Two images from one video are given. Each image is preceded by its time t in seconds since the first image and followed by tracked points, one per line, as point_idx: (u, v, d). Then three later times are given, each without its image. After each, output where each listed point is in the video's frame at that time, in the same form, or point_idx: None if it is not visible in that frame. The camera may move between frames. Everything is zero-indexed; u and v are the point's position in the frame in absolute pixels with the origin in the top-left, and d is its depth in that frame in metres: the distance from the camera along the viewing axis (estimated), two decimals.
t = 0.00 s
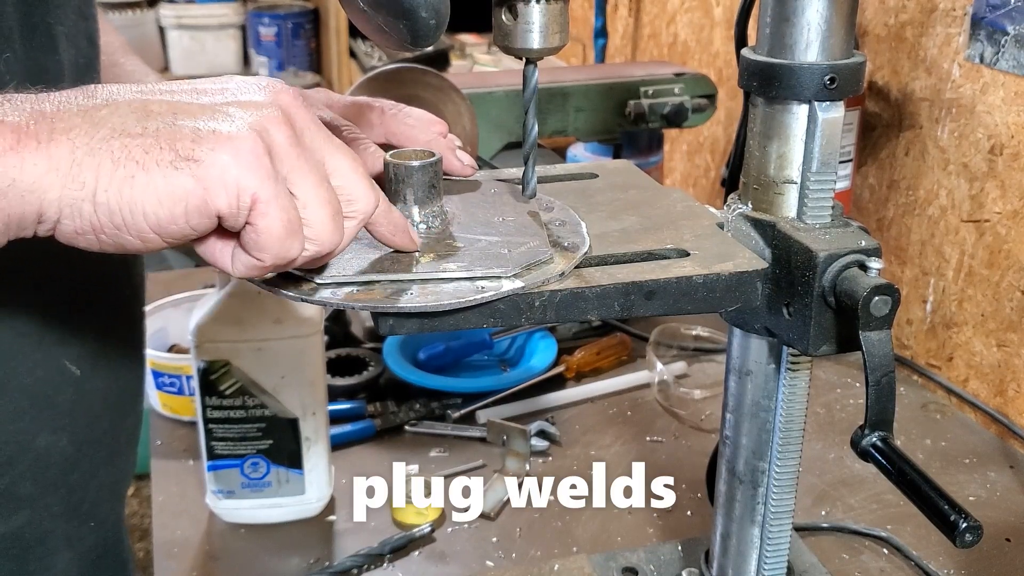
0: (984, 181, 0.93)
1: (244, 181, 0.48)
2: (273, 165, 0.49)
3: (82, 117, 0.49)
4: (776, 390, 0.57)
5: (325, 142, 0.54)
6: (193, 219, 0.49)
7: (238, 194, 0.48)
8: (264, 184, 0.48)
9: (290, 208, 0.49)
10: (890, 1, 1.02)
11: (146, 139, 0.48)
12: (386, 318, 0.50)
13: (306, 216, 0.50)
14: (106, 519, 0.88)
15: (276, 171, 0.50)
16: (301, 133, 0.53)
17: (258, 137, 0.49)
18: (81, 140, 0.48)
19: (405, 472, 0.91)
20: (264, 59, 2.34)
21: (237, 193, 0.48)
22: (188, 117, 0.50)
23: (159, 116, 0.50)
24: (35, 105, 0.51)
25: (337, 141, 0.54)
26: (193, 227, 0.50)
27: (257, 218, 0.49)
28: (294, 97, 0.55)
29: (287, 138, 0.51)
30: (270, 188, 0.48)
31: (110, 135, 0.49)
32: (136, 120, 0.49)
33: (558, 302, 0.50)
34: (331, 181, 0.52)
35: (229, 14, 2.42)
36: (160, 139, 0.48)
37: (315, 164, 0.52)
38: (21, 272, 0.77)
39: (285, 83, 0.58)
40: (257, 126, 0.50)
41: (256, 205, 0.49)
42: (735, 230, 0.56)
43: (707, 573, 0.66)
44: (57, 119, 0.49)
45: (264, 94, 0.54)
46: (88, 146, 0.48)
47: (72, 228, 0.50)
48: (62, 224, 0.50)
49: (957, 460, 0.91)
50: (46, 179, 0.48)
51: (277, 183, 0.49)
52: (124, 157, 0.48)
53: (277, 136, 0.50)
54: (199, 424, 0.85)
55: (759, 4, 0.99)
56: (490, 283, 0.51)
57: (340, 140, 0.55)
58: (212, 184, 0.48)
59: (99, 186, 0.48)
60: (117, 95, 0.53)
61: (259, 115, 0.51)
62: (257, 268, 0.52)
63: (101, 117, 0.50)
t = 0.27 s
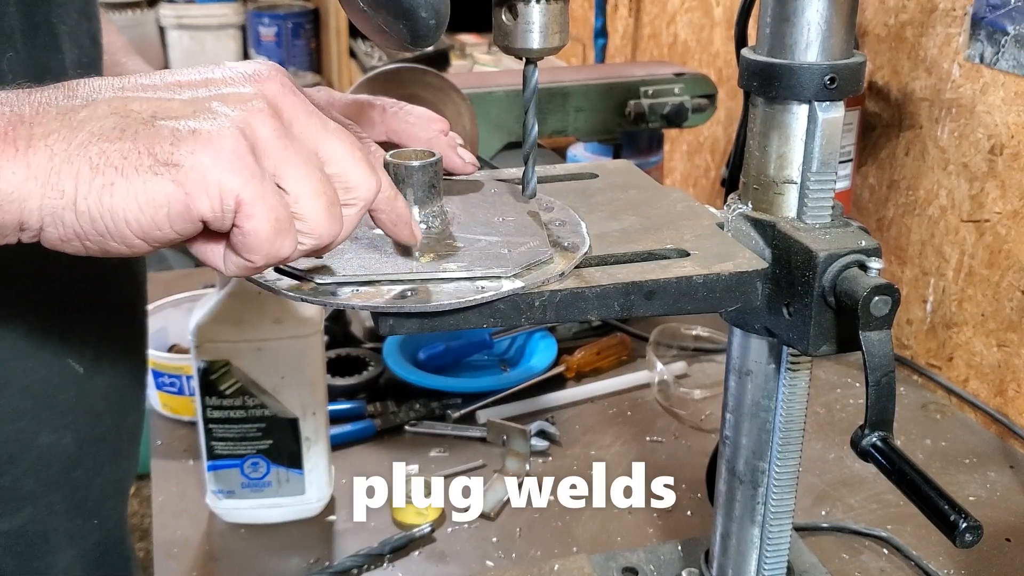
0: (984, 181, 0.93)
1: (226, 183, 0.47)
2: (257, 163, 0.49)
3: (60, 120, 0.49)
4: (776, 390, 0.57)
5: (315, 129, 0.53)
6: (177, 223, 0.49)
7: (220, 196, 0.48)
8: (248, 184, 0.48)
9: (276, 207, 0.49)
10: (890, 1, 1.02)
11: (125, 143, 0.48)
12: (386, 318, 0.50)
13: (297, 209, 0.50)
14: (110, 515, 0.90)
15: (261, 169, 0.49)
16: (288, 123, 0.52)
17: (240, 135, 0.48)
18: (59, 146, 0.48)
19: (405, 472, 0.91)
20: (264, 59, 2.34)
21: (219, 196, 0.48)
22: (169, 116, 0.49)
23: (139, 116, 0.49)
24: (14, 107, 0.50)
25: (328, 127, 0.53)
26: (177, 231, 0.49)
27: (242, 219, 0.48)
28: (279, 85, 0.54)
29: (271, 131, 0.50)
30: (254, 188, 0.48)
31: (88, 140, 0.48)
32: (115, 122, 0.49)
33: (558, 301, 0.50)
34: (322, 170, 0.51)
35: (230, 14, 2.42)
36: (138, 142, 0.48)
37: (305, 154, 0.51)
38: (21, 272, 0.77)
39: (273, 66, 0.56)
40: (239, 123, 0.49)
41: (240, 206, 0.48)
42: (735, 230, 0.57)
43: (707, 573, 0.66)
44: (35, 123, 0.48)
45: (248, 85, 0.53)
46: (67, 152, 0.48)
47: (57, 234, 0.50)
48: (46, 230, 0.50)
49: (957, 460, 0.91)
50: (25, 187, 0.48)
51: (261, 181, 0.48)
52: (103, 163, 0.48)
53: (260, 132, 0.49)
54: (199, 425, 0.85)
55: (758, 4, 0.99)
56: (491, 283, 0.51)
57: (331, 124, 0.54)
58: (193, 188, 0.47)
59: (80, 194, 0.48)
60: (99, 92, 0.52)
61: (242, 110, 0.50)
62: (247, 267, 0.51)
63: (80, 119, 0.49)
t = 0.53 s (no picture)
0: (984, 181, 0.93)
1: (255, 162, 0.47)
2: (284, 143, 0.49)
3: (88, 95, 0.48)
4: (776, 390, 0.57)
5: (337, 113, 0.53)
6: (205, 201, 0.48)
7: (248, 175, 0.47)
8: (276, 164, 0.48)
9: (302, 187, 0.49)
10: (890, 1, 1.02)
11: (154, 121, 0.47)
12: (385, 318, 0.50)
13: (322, 191, 0.50)
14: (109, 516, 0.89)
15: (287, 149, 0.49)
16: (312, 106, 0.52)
17: (268, 115, 0.48)
18: (87, 120, 0.47)
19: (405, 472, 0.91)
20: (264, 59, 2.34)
21: (248, 174, 0.47)
22: (197, 95, 0.49)
23: (167, 95, 0.49)
24: (38, 80, 0.49)
25: (349, 112, 0.54)
26: (204, 209, 0.49)
27: (270, 199, 0.48)
28: (303, 68, 0.54)
29: (297, 113, 0.50)
30: (281, 168, 0.48)
31: (117, 116, 0.47)
32: (143, 100, 0.48)
33: (557, 301, 0.50)
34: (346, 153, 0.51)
35: (230, 14, 2.42)
36: (168, 120, 0.47)
37: (330, 136, 0.51)
38: (22, 272, 0.77)
39: (293, 50, 0.56)
40: (268, 103, 0.49)
41: (268, 186, 0.48)
42: (735, 230, 0.57)
43: (707, 573, 0.66)
44: (61, 98, 0.47)
45: (272, 67, 0.53)
46: (95, 127, 0.47)
47: (81, 210, 0.49)
48: (71, 206, 0.49)
49: (957, 460, 0.91)
50: (52, 161, 0.47)
51: (288, 161, 0.48)
52: (132, 139, 0.47)
53: (288, 112, 0.49)
54: (199, 425, 0.85)
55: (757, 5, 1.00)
56: (490, 283, 0.51)
57: (351, 110, 0.54)
58: (222, 166, 0.47)
59: (108, 169, 0.47)
60: (123, 69, 0.51)
61: (270, 90, 0.50)
62: (272, 245, 0.51)
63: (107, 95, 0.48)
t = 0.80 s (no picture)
0: (984, 181, 0.93)
1: (276, 188, 0.48)
2: (305, 170, 0.49)
3: (117, 114, 0.50)
4: (776, 390, 0.57)
5: (358, 143, 0.53)
6: (225, 222, 0.49)
7: (270, 199, 0.49)
8: (297, 190, 0.49)
9: (321, 213, 0.49)
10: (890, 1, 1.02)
11: (180, 142, 0.49)
12: (385, 318, 0.50)
13: (339, 219, 0.50)
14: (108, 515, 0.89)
15: (308, 176, 0.50)
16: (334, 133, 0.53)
17: (292, 141, 0.49)
18: (116, 139, 0.49)
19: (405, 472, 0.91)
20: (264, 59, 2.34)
21: (269, 199, 0.48)
22: (222, 119, 0.50)
23: (193, 117, 0.50)
24: (70, 99, 0.51)
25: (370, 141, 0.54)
26: (224, 230, 0.50)
27: (288, 223, 0.49)
28: (328, 96, 0.54)
29: (320, 141, 0.50)
30: (302, 194, 0.49)
31: (143, 136, 0.49)
32: (169, 121, 0.50)
33: (557, 301, 0.50)
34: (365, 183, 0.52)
35: (229, 14, 2.41)
36: (194, 142, 0.49)
37: (350, 166, 0.51)
38: (22, 272, 0.77)
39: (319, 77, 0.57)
40: (291, 129, 0.50)
41: (288, 211, 0.49)
42: (735, 230, 0.57)
43: (707, 573, 0.66)
44: (92, 117, 0.49)
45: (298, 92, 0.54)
46: (122, 146, 0.49)
47: (106, 225, 0.51)
48: (96, 221, 0.51)
49: (957, 460, 0.91)
50: (80, 177, 0.49)
51: (308, 188, 0.49)
52: (158, 159, 0.48)
53: (311, 140, 0.50)
54: (199, 425, 0.85)
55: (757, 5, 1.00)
56: (490, 283, 0.51)
57: (372, 139, 0.54)
58: (244, 189, 0.48)
59: (133, 188, 0.49)
60: (153, 89, 0.53)
61: (294, 117, 0.50)
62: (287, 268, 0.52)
63: (135, 115, 0.50)
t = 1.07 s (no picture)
0: (984, 181, 0.93)
1: (255, 194, 0.48)
2: (285, 175, 0.50)
3: (96, 127, 0.50)
4: (776, 390, 0.57)
5: (340, 146, 0.53)
6: (207, 230, 0.50)
7: (249, 206, 0.49)
8: (277, 196, 0.49)
9: (302, 218, 0.49)
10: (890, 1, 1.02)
11: (159, 152, 0.49)
12: (386, 318, 0.50)
13: (322, 222, 0.50)
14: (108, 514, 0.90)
15: (288, 181, 0.50)
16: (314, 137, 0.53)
17: (271, 147, 0.49)
18: (95, 152, 0.49)
19: (405, 472, 0.91)
20: (264, 60, 2.34)
21: (249, 205, 0.49)
22: (201, 127, 0.50)
23: (172, 127, 0.50)
24: (52, 113, 0.51)
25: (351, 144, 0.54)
26: (207, 238, 0.50)
27: (269, 230, 0.49)
28: (308, 100, 0.54)
29: (299, 146, 0.51)
30: (282, 200, 0.49)
31: (123, 148, 0.49)
32: (148, 132, 0.50)
33: (557, 302, 0.50)
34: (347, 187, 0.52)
35: (230, 14, 2.41)
36: (172, 152, 0.49)
37: (331, 170, 0.51)
38: (19, 274, 0.77)
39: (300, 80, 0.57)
40: (270, 135, 0.50)
41: (269, 217, 0.49)
42: (735, 230, 0.56)
43: (707, 573, 0.66)
44: (72, 130, 0.50)
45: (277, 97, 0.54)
46: (102, 158, 0.49)
47: (90, 237, 0.52)
48: (80, 233, 0.51)
49: (957, 460, 0.91)
50: (61, 191, 0.49)
51: (289, 193, 0.49)
52: (137, 171, 0.49)
53: (290, 145, 0.50)
54: (199, 424, 0.85)
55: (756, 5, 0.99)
56: (490, 283, 0.51)
57: (354, 142, 0.54)
58: (224, 197, 0.48)
59: (114, 200, 0.49)
60: (132, 100, 0.53)
61: (273, 123, 0.51)
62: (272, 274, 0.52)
63: (115, 128, 0.50)
